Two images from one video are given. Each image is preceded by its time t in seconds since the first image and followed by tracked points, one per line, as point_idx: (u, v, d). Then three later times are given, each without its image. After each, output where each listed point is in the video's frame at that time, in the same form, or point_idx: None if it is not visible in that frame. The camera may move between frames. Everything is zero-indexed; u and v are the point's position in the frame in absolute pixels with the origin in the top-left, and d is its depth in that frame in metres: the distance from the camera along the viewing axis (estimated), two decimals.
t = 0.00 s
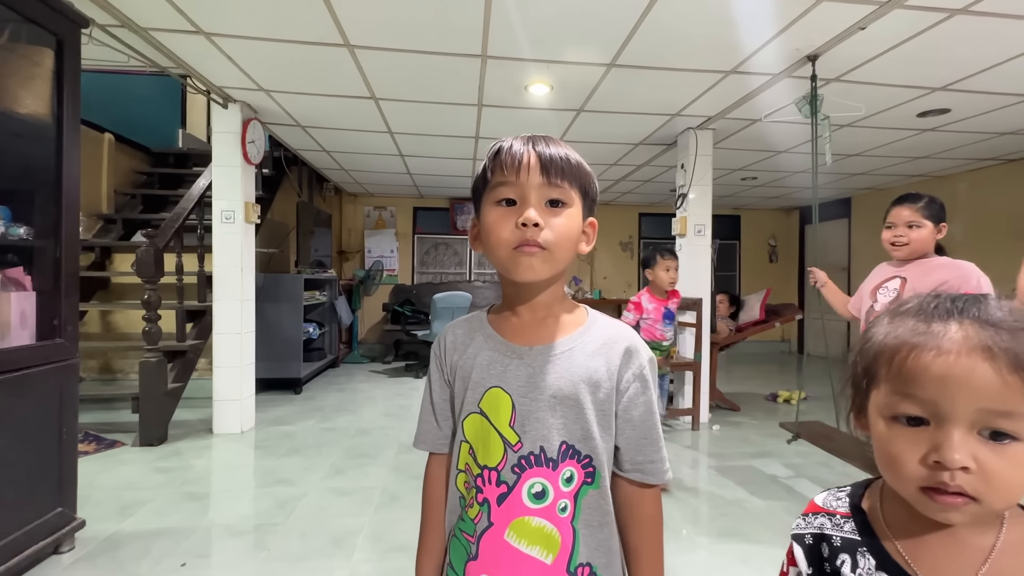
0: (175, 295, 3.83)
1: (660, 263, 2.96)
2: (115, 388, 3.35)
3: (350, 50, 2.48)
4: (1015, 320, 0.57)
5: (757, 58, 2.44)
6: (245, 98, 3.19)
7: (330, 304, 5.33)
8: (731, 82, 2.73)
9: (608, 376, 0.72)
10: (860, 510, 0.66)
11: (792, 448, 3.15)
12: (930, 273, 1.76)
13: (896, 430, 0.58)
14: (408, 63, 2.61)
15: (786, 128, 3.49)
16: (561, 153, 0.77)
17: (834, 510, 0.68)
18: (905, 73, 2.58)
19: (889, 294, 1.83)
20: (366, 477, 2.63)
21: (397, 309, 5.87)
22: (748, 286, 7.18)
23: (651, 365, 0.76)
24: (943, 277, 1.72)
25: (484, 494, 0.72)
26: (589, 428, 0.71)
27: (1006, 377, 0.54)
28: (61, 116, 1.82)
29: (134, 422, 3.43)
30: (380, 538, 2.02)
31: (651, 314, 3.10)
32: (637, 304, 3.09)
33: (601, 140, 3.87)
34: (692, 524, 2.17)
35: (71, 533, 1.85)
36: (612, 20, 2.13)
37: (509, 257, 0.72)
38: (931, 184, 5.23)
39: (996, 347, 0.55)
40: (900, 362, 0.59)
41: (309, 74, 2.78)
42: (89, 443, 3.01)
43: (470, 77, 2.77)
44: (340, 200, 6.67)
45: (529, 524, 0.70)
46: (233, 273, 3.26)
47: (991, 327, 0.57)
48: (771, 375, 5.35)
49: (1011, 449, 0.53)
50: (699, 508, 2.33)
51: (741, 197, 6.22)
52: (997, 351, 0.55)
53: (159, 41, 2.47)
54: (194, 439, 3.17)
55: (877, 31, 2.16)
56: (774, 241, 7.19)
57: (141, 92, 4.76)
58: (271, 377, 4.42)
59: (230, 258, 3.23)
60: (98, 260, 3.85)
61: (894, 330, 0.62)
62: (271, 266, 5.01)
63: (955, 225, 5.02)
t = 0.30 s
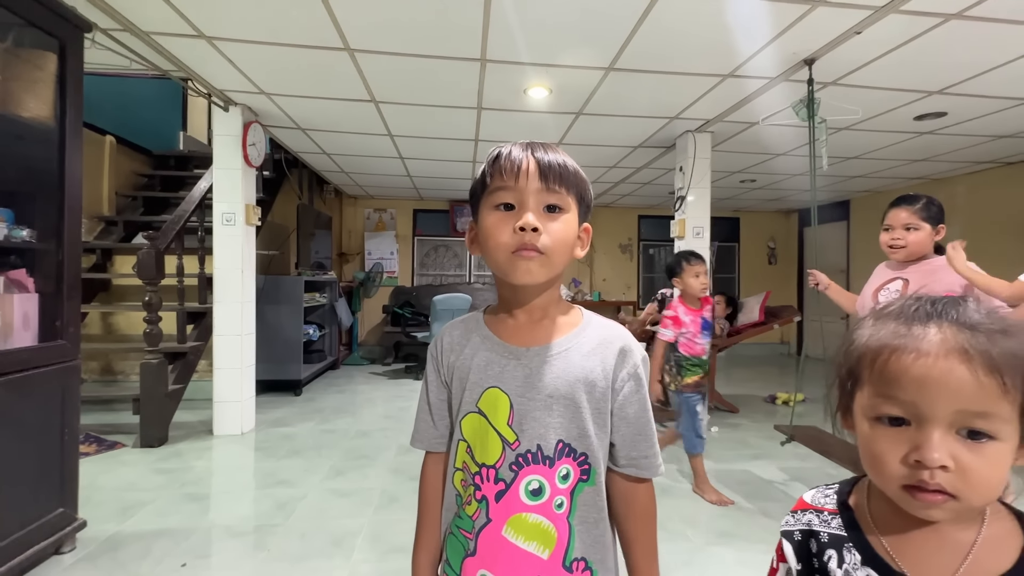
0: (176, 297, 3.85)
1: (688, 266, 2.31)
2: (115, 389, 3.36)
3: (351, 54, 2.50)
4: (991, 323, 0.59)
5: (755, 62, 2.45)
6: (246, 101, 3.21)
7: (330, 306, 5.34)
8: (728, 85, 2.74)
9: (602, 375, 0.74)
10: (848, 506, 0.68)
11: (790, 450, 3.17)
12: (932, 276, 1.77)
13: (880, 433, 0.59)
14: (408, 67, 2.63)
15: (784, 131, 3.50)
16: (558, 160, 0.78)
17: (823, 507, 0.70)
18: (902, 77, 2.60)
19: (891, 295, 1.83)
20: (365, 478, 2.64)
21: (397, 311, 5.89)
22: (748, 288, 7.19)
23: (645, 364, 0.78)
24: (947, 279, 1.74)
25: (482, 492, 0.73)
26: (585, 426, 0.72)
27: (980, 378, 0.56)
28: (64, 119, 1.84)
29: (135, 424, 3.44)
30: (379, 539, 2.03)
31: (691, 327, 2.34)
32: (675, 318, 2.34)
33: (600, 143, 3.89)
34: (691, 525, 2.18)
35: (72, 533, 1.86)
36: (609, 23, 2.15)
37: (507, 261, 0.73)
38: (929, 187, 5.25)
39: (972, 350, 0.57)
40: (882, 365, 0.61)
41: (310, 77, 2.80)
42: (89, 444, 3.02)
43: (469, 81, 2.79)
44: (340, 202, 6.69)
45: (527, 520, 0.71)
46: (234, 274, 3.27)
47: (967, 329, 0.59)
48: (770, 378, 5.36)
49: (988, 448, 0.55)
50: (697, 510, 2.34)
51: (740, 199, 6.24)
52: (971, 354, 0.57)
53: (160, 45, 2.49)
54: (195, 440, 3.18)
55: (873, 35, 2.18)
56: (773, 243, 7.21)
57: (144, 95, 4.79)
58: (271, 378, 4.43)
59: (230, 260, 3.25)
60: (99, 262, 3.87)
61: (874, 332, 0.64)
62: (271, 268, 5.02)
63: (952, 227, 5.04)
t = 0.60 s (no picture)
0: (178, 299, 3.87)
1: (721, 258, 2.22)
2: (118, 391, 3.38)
3: (353, 59, 2.52)
4: (980, 327, 0.60)
5: (755, 66, 2.46)
6: (249, 105, 3.24)
7: (331, 308, 5.37)
8: (728, 89, 2.76)
9: (599, 373, 0.75)
10: (836, 507, 0.69)
11: (790, 452, 3.17)
12: (925, 287, 1.80)
13: (833, 411, 0.64)
14: (409, 71, 2.66)
15: (784, 134, 3.52)
16: (552, 166, 0.80)
17: (812, 508, 0.71)
18: (900, 81, 2.61)
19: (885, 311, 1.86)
20: (366, 480, 2.65)
21: (398, 313, 5.91)
22: (749, 290, 7.19)
23: (640, 362, 0.79)
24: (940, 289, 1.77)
25: (482, 489, 0.74)
26: (582, 422, 0.74)
27: (917, 368, 0.58)
28: (70, 123, 1.86)
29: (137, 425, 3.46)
30: (380, 540, 2.04)
31: (717, 325, 2.23)
32: (703, 313, 2.22)
33: (601, 146, 3.91)
34: (691, 527, 2.19)
35: (76, 534, 1.88)
36: (608, 27, 2.16)
37: (501, 268, 0.75)
38: (929, 190, 5.26)
39: (921, 344, 0.59)
40: (844, 353, 0.64)
41: (312, 82, 2.83)
42: (92, 446, 3.04)
43: (470, 85, 2.81)
44: (342, 205, 6.72)
45: (526, 516, 0.73)
46: (236, 277, 3.30)
47: (930, 324, 0.60)
48: (771, 380, 5.36)
49: (921, 434, 0.57)
50: (696, 512, 2.35)
51: (742, 202, 6.24)
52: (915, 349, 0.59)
53: (164, 51, 2.51)
54: (197, 442, 3.20)
55: (870, 40, 2.19)
56: (773, 245, 7.22)
57: (147, 100, 4.84)
58: (273, 380, 4.45)
59: (232, 263, 3.27)
60: (102, 265, 3.89)
61: (853, 324, 0.66)
62: (273, 271, 5.04)
63: (952, 230, 5.05)
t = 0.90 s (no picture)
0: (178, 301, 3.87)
1: (750, 255, 2.09)
2: (117, 394, 3.38)
3: (352, 62, 2.53)
4: (988, 339, 0.60)
5: (752, 69, 2.47)
6: (248, 107, 3.24)
7: (330, 310, 5.37)
8: (725, 92, 2.77)
9: (600, 382, 0.76)
10: (827, 506, 0.71)
11: (787, 453, 3.18)
12: (924, 289, 1.83)
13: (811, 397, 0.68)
14: (407, 74, 2.67)
15: (782, 137, 3.53)
16: (565, 171, 0.81)
17: (803, 507, 0.72)
18: (896, 84, 2.63)
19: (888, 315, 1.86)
20: (364, 482, 2.65)
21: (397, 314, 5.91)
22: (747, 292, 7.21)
23: (637, 371, 0.81)
24: (939, 289, 1.81)
25: (484, 500, 0.73)
26: (584, 430, 0.74)
27: (876, 361, 0.61)
28: (69, 126, 1.86)
29: (135, 427, 3.46)
30: (378, 542, 2.04)
31: (743, 327, 2.11)
32: (726, 314, 2.14)
33: (599, 148, 3.91)
34: (690, 529, 2.19)
35: (74, 536, 1.88)
36: (605, 31, 2.17)
37: (509, 269, 0.75)
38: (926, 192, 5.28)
39: (894, 345, 0.61)
40: (829, 346, 0.67)
41: (311, 85, 2.84)
42: (91, 448, 3.04)
43: (469, 87, 2.81)
44: (341, 206, 6.72)
45: (531, 525, 0.73)
46: (235, 279, 3.30)
47: (911, 330, 0.62)
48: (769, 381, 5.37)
49: (865, 422, 0.60)
50: (694, 513, 2.35)
51: (740, 204, 6.26)
52: (888, 351, 0.61)
53: (163, 54, 2.52)
54: (195, 444, 3.20)
55: (866, 44, 2.21)
56: (772, 247, 7.23)
57: (144, 102, 4.84)
58: (272, 382, 4.45)
59: (231, 265, 3.27)
60: (101, 267, 3.89)
61: (847, 323, 0.68)
62: (272, 273, 5.04)
63: (950, 232, 5.07)
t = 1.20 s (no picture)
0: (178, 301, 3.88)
1: (759, 254, 2.08)
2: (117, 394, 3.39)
3: (352, 62, 2.53)
4: (987, 338, 0.61)
5: (752, 69, 2.47)
6: (248, 108, 3.24)
7: (331, 310, 5.38)
8: (725, 92, 2.77)
9: (603, 380, 0.77)
10: (826, 502, 0.71)
11: (788, 453, 3.18)
12: (911, 285, 1.82)
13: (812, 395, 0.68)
14: (407, 75, 2.67)
15: (781, 137, 3.54)
16: (560, 175, 0.79)
17: (802, 501, 0.73)
18: (896, 84, 2.63)
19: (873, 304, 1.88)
20: (365, 482, 2.66)
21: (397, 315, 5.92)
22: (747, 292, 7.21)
23: (638, 370, 0.82)
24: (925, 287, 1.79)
25: (484, 490, 0.74)
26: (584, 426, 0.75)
27: (878, 361, 0.61)
28: (70, 126, 1.87)
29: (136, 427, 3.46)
30: (378, 542, 2.05)
31: (750, 329, 2.08)
32: (732, 316, 2.10)
33: (600, 148, 3.91)
34: (689, 528, 2.19)
35: (75, 536, 1.88)
36: (604, 31, 2.18)
37: (509, 288, 0.75)
38: (926, 191, 5.28)
39: (894, 345, 0.61)
40: (830, 345, 0.67)
41: (311, 85, 2.84)
42: (92, 448, 3.04)
43: (469, 87, 2.82)
44: (341, 206, 6.72)
45: (529, 515, 0.73)
46: (235, 279, 3.30)
47: (914, 330, 0.63)
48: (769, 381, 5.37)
49: (867, 421, 0.60)
50: (694, 513, 2.36)
51: (741, 204, 6.26)
52: (889, 350, 0.61)
53: (163, 54, 2.52)
54: (196, 444, 3.21)
55: (865, 44, 2.21)
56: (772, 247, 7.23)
57: (145, 103, 4.85)
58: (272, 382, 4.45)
59: (231, 265, 3.28)
60: (101, 267, 3.90)
61: (845, 323, 0.69)
62: (272, 273, 5.05)
63: (949, 232, 5.07)
